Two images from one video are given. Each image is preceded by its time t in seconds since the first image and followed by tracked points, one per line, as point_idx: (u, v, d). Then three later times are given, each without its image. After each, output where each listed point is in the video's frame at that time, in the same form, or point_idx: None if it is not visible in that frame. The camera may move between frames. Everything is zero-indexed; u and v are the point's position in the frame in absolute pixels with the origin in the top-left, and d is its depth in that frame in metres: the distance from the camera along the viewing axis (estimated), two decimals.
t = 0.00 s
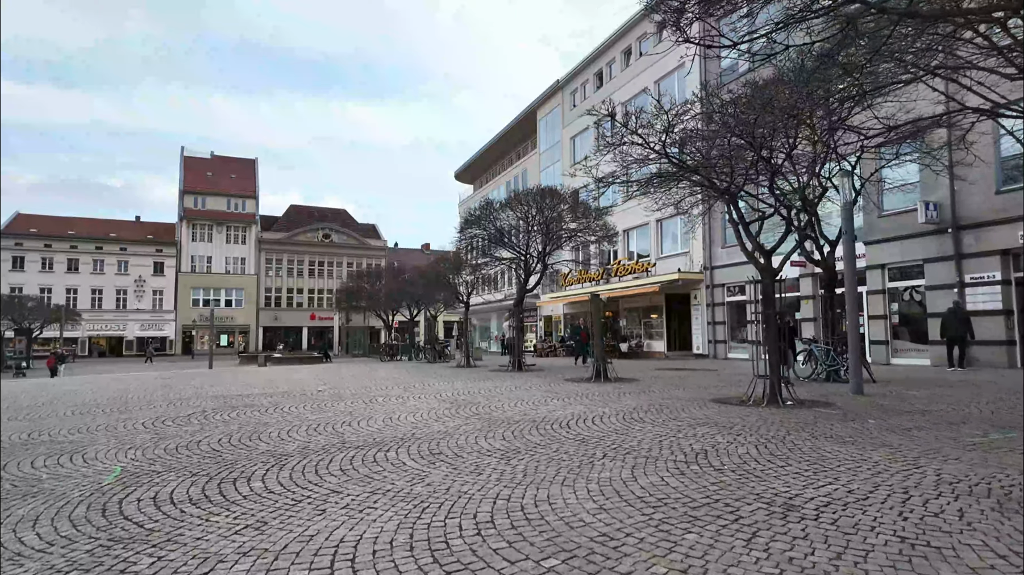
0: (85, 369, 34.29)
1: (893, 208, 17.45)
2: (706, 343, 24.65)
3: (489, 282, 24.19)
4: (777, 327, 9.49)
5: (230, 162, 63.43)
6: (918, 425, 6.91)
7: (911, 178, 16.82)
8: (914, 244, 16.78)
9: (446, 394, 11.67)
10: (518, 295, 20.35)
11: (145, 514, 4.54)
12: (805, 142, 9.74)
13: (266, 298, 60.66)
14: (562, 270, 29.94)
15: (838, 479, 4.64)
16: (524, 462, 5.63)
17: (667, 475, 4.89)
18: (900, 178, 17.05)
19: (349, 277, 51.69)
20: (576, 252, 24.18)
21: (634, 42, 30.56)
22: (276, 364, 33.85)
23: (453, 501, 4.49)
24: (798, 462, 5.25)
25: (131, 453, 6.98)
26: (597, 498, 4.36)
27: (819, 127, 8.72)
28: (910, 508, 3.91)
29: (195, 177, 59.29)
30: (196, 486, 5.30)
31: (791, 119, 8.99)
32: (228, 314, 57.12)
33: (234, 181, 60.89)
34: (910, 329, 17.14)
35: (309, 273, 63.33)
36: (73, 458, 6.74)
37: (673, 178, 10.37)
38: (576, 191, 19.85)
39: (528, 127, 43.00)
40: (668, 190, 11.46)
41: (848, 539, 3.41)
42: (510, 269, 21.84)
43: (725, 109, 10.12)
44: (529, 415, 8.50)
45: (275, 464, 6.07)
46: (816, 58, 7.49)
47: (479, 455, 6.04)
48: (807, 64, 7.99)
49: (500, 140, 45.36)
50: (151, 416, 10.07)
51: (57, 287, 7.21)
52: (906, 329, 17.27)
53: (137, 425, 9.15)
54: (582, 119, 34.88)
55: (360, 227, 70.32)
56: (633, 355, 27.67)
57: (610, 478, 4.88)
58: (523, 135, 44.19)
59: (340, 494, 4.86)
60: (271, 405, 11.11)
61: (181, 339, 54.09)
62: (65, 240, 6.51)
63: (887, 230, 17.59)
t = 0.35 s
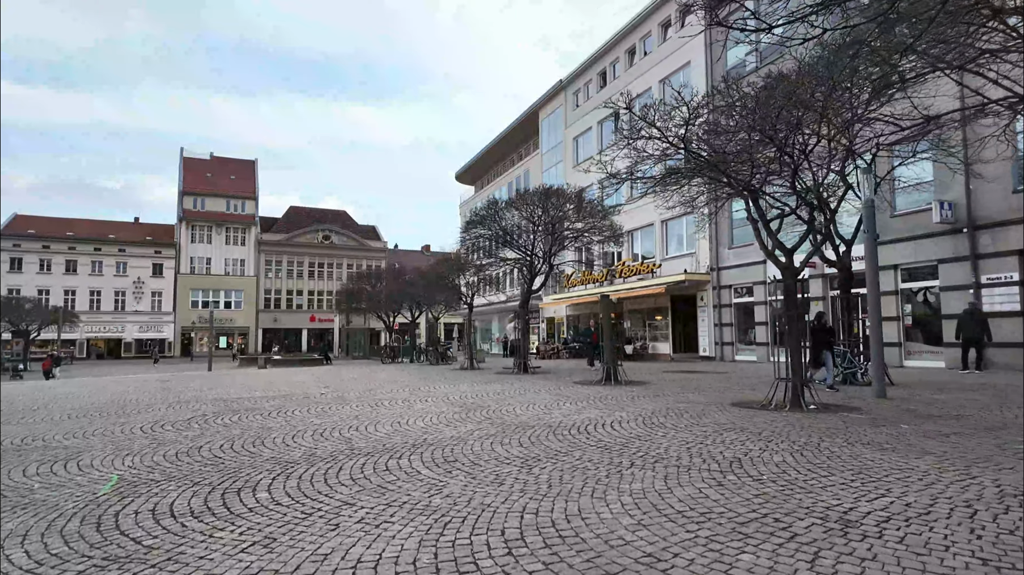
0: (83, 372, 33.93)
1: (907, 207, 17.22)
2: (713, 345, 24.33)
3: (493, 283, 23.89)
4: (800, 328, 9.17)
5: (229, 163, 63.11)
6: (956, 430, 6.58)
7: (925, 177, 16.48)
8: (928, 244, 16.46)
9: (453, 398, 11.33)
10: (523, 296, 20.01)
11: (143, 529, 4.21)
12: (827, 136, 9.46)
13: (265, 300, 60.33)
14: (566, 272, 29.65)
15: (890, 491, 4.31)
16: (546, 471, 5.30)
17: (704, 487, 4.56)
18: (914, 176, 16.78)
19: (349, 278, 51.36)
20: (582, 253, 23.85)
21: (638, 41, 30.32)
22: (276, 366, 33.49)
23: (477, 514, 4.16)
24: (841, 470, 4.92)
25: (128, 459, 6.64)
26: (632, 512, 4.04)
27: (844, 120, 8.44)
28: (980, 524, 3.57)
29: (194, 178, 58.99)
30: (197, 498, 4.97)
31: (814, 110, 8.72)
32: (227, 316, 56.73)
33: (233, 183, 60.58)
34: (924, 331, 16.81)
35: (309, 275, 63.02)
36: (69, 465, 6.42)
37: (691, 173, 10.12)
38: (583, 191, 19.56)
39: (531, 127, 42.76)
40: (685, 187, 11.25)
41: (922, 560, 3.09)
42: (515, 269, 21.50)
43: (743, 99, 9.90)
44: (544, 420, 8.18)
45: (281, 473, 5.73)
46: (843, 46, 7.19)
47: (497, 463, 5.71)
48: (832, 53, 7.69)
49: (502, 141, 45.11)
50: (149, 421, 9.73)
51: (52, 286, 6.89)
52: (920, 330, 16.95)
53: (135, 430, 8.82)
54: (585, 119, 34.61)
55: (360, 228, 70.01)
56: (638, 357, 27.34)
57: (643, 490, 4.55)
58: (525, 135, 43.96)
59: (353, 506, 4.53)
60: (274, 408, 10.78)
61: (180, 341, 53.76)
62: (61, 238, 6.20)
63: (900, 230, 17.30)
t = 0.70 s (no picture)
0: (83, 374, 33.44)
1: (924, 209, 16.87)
2: (722, 347, 23.99)
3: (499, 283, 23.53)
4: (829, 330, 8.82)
5: (230, 163, 62.78)
6: (1005, 438, 6.22)
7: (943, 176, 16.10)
8: (947, 244, 16.12)
9: (464, 402, 10.93)
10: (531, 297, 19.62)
11: (146, 549, 3.84)
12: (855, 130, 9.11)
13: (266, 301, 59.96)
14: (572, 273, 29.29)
15: (963, 508, 3.94)
16: (578, 483, 4.94)
17: (755, 504, 4.19)
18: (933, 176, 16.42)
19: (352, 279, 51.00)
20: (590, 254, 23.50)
21: (645, 40, 30.01)
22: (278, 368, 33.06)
23: (513, 534, 3.79)
24: (900, 484, 4.54)
25: (128, 469, 6.26)
26: (686, 533, 3.68)
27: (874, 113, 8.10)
28: None
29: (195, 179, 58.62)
30: (205, 513, 4.60)
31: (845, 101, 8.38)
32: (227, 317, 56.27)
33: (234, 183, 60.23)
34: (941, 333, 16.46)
35: (310, 276, 62.70)
36: (66, 474, 6.06)
37: (713, 168, 9.83)
38: (592, 190, 19.21)
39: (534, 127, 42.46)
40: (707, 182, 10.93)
41: None
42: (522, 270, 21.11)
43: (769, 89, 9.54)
44: (562, 426, 7.82)
45: (293, 484, 5.37)
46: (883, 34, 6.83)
47: (523, 474, 5.35)
48: (866, 42, 7.34)
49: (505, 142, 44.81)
50: (150, 426, 9.33)
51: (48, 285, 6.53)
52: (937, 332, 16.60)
53: (135, 436, 8.45)
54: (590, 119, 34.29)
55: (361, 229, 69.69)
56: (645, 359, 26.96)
57: (690, 506, 4.19)
58: (528, 135, 43.65)
59: (375, 524, 4.17)
60: (278, 413, 10.43)
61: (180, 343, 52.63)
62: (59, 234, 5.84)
63: (917, 229, 16.99)
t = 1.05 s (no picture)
0: (86, 377, 33.21)
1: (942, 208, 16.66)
2: (734, 350, 23.68)
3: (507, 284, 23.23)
4: (863, 334, 8.51)
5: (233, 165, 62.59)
6: None
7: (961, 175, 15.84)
8: (968, 244, 15.81)
9: (480, 405, 10.65)
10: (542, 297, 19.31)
11: (161, 571, 3.54)
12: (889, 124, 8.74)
13: (269, 303, 59.81)
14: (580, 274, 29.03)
15: None
16: (620, 494, 4.63)
17: (820, 519, 3.88)
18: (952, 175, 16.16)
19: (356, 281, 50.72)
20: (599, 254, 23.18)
21: (654, 39, 29.72)
22: (283, 370, 32.86)
23: (561, 555, 3.49)
24: (969, 497, 4.24)
25: (139, 477, 5.99)
26: (751, 553, 3.39)
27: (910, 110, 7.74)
28: None
29: (198, 180, 58.50)
30: (223, 527, 4.30)
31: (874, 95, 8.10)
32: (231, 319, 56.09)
33: (238, 185, 60.09)
34: (961, 334, 16.15)
35: (314, 278, 62.40)
36: (74, 483, 5.77)
37: (738, 164, 9.56)
38: (603, 189, 18.92)
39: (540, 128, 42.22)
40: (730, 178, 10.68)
41: None
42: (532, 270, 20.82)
43: (794, 82, 9.29)
44: (587, 432, 7.51)
45: (315, 494, 5.08)
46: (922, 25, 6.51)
47: (559, 484, 5.05)
48: (900, 33, 7.07)
49: (510, 142, 44.59)
50: (158, 431, 9.07)
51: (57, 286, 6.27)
52: (956, 334, 16.29)
53: (142, 441, 8.16)
54: (597, 119, 34.03)
55: (365, 230, 69.43)
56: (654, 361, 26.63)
57: (748, 522, 3.89)
58: (533, 136, 43.41)
59: (408, 539, 3.87)
60: (288, 417, 10.12)
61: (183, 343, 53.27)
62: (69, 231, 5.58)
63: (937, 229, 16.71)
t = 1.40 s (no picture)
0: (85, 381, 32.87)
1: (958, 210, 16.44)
2: (743, 353, 23.42)
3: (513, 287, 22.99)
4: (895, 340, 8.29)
5: (234, 167, 62.36)
6: None
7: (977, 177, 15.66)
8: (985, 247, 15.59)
9: (494, 412, 10.37)
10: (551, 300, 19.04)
11: None
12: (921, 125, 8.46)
13: (270, 305, 59.53)
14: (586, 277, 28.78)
15: None
16: (665, 512, 4.36)
17: (888, 542, 3.61)
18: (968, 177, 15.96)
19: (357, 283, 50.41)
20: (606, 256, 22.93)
21: (660, 39, 29.51)
22: (285, 373, 32.59)
23: None
24: None
25: (150, 490, 5.71)
26: None
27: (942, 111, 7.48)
28: None
29: (198, 182, 58.28)
30: (245, 548, 4.03)
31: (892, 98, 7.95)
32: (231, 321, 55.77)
33: (238, 187, 59.88)
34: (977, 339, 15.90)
35: (314, 280, 62.07)
36: (83, 496, 5.50)
37: (763, 165, 9.41)
38: (612, 191, 18.69)
39: (544, 130, 42.03)
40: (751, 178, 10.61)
41: None
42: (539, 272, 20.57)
43: (813, 82, 9.13)
44: (613, 440, 7.23)
45: (338, 510, 4.80)
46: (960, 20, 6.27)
47: (597, 499, 4.77)
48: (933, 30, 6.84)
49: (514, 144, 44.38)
50: (166, 438, 8.80)
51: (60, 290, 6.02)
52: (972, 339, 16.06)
53: (149, 450, 7.90)
54: (602, 120, 33.81)
55: (365, 233, 69.14)
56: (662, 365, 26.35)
57: (811, 545, 3.62)
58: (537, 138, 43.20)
59: (446, 563, 3.60)
60: (297, 424, 9.86)
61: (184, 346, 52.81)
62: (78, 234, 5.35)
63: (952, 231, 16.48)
